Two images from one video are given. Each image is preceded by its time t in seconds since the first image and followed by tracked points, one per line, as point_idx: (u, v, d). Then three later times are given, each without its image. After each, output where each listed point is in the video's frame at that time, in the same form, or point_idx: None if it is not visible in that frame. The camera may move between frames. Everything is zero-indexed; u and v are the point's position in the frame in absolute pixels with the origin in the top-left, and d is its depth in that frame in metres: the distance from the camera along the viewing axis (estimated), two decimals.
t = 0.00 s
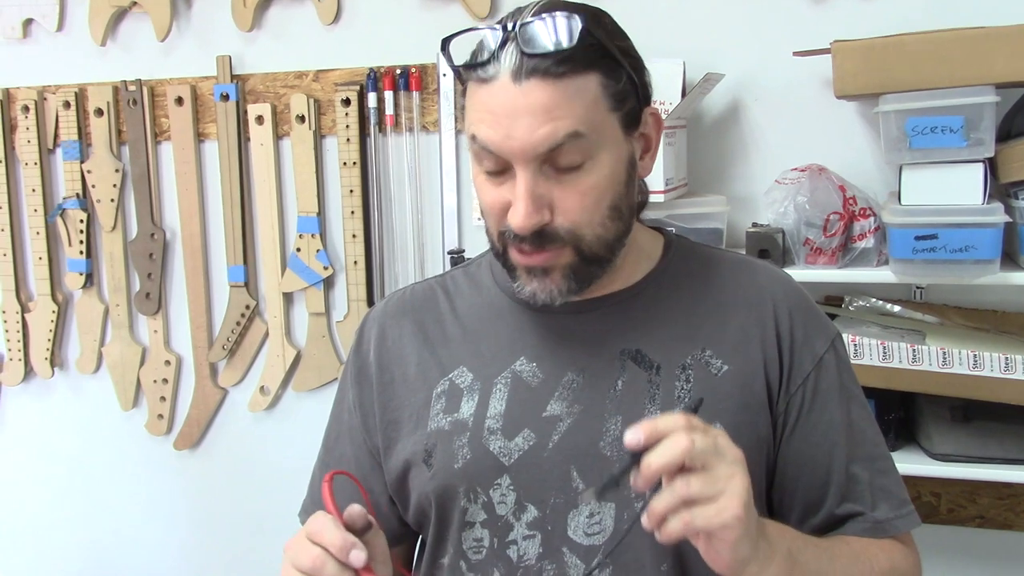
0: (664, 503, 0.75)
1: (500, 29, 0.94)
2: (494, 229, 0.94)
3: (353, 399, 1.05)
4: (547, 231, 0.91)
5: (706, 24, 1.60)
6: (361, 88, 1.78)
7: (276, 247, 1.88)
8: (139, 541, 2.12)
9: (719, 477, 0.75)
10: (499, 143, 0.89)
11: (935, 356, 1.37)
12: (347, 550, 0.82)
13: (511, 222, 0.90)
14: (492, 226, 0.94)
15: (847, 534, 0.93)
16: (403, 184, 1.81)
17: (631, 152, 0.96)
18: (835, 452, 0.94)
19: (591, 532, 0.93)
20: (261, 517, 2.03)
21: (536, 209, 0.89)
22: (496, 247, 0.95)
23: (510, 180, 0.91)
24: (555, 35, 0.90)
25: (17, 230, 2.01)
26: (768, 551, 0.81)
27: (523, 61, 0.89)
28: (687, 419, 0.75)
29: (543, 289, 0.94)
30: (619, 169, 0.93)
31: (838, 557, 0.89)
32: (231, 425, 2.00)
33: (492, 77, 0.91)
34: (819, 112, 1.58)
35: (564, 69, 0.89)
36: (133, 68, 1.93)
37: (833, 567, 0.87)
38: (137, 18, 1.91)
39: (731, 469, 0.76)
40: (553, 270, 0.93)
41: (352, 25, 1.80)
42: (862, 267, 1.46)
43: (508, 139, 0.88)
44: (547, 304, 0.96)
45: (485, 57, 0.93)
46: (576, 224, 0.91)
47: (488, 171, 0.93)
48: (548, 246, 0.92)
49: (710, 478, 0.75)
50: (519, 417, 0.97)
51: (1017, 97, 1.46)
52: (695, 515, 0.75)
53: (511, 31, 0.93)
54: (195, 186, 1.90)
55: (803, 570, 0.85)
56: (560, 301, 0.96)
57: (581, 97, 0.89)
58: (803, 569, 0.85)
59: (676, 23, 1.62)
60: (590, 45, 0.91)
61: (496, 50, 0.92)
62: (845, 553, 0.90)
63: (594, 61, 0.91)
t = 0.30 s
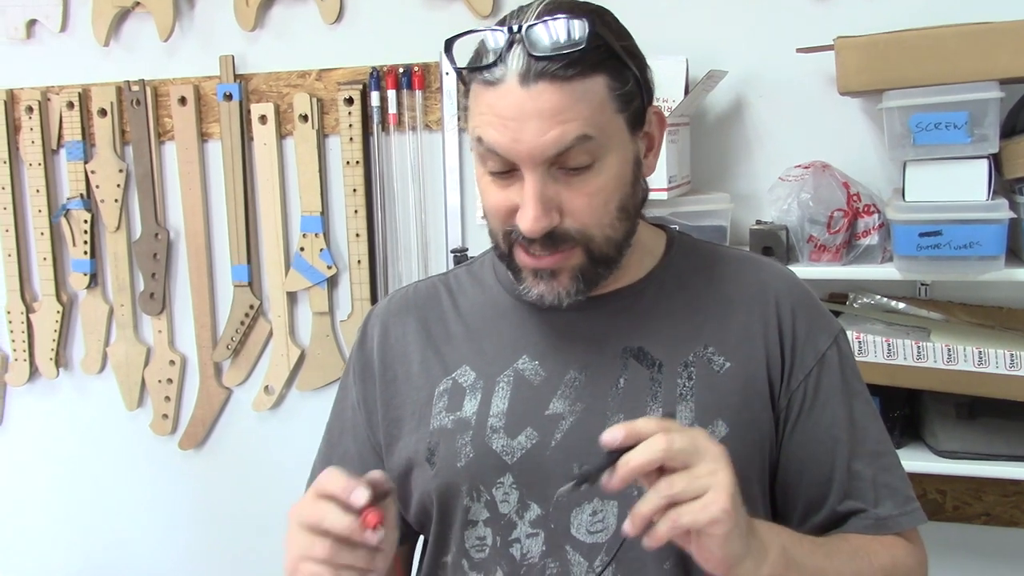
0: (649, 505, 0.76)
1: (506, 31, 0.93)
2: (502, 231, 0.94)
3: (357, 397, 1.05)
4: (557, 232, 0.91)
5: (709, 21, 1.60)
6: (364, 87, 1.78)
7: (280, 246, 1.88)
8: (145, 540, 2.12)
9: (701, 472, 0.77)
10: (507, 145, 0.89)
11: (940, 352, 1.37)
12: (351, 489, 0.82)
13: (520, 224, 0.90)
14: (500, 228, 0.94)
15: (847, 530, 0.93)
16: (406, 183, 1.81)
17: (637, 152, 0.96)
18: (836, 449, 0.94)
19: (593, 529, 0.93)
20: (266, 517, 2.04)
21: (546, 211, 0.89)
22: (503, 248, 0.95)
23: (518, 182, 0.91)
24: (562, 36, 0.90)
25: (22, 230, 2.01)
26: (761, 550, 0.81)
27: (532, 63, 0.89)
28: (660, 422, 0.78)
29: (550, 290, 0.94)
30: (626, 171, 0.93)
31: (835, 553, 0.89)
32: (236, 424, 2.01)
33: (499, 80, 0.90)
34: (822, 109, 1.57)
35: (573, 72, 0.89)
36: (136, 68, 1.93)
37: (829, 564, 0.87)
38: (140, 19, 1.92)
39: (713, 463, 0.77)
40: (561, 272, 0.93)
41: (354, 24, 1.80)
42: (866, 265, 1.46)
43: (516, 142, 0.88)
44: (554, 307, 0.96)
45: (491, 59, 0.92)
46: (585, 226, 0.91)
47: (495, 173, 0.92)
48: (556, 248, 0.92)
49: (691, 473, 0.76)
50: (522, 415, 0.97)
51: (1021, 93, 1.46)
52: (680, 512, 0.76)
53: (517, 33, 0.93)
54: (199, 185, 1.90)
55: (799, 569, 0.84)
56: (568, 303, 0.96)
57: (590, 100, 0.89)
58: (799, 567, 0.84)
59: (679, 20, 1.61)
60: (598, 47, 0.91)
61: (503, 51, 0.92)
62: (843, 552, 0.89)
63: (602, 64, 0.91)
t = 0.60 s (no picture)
0: (628, 558, 0.75)
1: (514, 28, 0.93)
2: (508, 230, 0.94)
3: (362, 395, 1.06)
4: (565, 232, 0.91)
5: (712, 18, 1.60)
6: (367, 86, 1.78)
7: (285, 245, 1.89)
8: (150, 538, 2.13)
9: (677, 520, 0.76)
10: (516, 144, 0.89)
11: (944, 349, 1.37)
12: (390, 513, 0.83)
13: (529, 223, 0.90)
14: (507, 228, 0.94)
15: (840, 537, 0.93)
16: (410, 181, 1.81)
17: (643, 150, 0.96)
18: (837, 447, 0.94)
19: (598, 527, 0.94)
20: (271, 515, 2.05)
21: (556, 210, 0.89)
22: (510, 248, 0.95)
23: (527, 181, 0.91)
24: (570, 34, 0.90)
25: (27, 230, 2.02)
26: None
27: (541, 61, 0.89)
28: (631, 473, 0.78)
29: (558, 290, 0.95)
30: (634, 169, 0.93)
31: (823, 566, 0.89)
32: (242, 422, 2.01)
33: (508, 79, 0.90)
34: (826, 106, 1.57)
35: (582, 71, 0.89)
36: (141, 68, 1.94)
37: None
38: (144, 18, 1.92)
39: (689, 509, 0.77)
40: (568, 269, 0.93)
41: (358, 23, 1.80)
42: (870, 261, 1.46)
43: (526, 141, 0.88)
44: (559, 304, 0.97)
45: (500, 57, 0.92)
46: (593, 225, 0.91)
47: (502, 172, 0.92)
48: (564, 247, 0.92)
49: (668, 521, 0.76)
50: (528, 413, 0.97)
51: None
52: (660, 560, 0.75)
53: (525, 30, 0.93)
54: (204, 185, 1.91)
55: None
56: (573, 301, 0.96)
57: (600, 98, 0.90)
58: None
59: (682, 18, 1.61)
60: (606, 45, 0.92)
61: (511, 48, 0.92)
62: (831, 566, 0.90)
63: (610, 62, 0.91)
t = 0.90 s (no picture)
0: (613, 542, 0.78)
1: (528, 17, 0.93)
2: (520, 218, 0.94)
3: (373, 390, 1.06)
4: (579, 217, 0.91)
5: (719, 17, 1.60)
6: (374, 84, 1.79)
7: (291, 242, 1.90)
8: (156, 535, 2.14)
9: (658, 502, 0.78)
10: (531, 129, 0.89)
11: (949, 348, 1.38)
12: (467, 474, 0.81)
13: (542, 207, 0.90)
14: (518, 215, 0.94)
15: (840, 534, 0.93)
16: (416, 179, 1.82)
17: (655, 141, 0.97)
18: (838, 441, 0.94)
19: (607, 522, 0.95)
20: (276, 511, 2.05)
21: (569, 194, 0.90)
22: (521, 237, 0.95)
23: (540, 167, 0.92)
24: (585, 21, 0.90)
25: (35, 227, 2.03)
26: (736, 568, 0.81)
27: (556, 47, 0.90)
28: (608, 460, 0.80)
29: (571, 278, 0.94)
30: (646, 158, 0.94)
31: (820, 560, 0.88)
32: (247, 419, 2.02)
33: (523, 64, 0.91)
34: (831, 105, 1.58)
35: (596, 57, 0.90)
36: (149, 66, 1.95)
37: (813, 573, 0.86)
38: (152, 17, 1.93)
39: (669, 490, 0.78)
40: (581, 257, 0.93)
41: (364, 21, 1.81)
42: (875, 260, 1.47)
43: (540, 125, 0.89)
44: (572, 292, 0.96)
45: (515, 44, 0.92)
46: (606, 210, 0.92)
47: (516, 159, 0.93)
48: (577, 233, 0.92)
49: (649, 505, 0.78)
50: (538, 408, 0.98)
51: None
52: (645, 544, 0.77)
53: (539, 18, 0.93)
54: (211, 182, 1.91)
55: None
56: (584, 290, 0.96)
57: (613, 84, 0.90)
58: None
59: (689, 17, 1.62)
60: (620, 34, 0.92)
61: (527, 35, 0.92)
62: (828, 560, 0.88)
63: (623, 51, 0.92)
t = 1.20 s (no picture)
0: (614, 528, 0.79)
1: (527, 8, 0.92)
2: (518, 211, 0.94)
3: (367, 390, 1.06)
4: (579, 208, 0.91)
5: (705, 13, 1.61)
6: (359, 82, 1.78)
7: (276, 242, 1.88)
8: (141, 538, 2.12)
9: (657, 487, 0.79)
10: (531, 118, 0.89)
11: (935, 340, 1.39)
12: (473, 486, 0.81)
13: (543, 198, 0.90)
14: (517, 209, 0.94)
15: (834, 525, 0.94)
16: (402, 177, 1.81)
17: (651, 133, 0.97)
18: (833, 434, 0.94)
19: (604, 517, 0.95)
20: (263, 512, 2.04)
21: (570, 184, 0.90)
22: (519, 230, 0.95)
23: (540, 158, 0.92)
24: (585, 11, 0.90)
25: (16, 228, 2.00)
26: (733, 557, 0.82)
27: (556, 37, 0.90)
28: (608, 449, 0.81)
29: (570, 269, 0.94)
30: (644, 149, 0.94)
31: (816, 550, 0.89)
32: (233, 420, 2.01)
33: (522, 55, 0.91)
34: (817, 100, 1.59)
35: (596, 46, 0.90)
36: (131, 65, 1.92)
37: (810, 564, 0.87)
38: (134, 15, 1.91)
39: (669, 476, 0.80)
40: (580, 248, 0.93)
41: (349, 19, 1.80)
42: (860, 254, 1.47)
43: (541, 115, 0.89)
44: (569, 284, 0.96)
45: (514, 35, 0.92)
46: (605, 200, 0.92)
47: (516, 150, 0.93)
48: (576, 224, 0.92)
49: (648, 490, 0.79)
50: (534, 406, 0.98)
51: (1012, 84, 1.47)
52: (645, 530, 0.78)
53: (536, 10, 0.93)
54: (195, 182, 1.90)
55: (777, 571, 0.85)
56: (581, 282, 0.96)
57: (613, 73, 0.90)
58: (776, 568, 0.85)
59: (675, 13, 1.62)
60: (619, 25, 0.92)
61: (526, 26, 0.92)
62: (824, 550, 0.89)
63: (622, 41, 0.92)
